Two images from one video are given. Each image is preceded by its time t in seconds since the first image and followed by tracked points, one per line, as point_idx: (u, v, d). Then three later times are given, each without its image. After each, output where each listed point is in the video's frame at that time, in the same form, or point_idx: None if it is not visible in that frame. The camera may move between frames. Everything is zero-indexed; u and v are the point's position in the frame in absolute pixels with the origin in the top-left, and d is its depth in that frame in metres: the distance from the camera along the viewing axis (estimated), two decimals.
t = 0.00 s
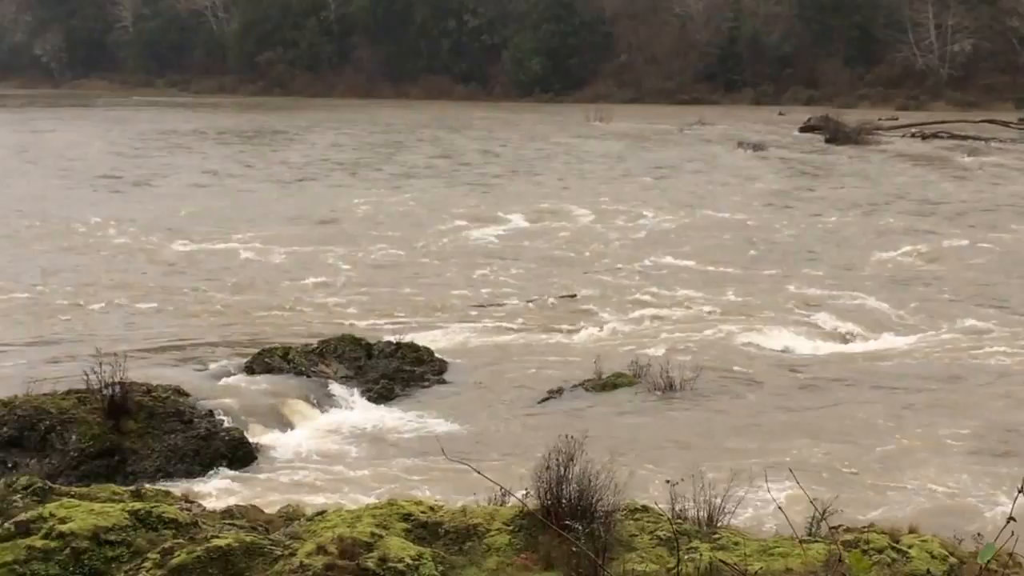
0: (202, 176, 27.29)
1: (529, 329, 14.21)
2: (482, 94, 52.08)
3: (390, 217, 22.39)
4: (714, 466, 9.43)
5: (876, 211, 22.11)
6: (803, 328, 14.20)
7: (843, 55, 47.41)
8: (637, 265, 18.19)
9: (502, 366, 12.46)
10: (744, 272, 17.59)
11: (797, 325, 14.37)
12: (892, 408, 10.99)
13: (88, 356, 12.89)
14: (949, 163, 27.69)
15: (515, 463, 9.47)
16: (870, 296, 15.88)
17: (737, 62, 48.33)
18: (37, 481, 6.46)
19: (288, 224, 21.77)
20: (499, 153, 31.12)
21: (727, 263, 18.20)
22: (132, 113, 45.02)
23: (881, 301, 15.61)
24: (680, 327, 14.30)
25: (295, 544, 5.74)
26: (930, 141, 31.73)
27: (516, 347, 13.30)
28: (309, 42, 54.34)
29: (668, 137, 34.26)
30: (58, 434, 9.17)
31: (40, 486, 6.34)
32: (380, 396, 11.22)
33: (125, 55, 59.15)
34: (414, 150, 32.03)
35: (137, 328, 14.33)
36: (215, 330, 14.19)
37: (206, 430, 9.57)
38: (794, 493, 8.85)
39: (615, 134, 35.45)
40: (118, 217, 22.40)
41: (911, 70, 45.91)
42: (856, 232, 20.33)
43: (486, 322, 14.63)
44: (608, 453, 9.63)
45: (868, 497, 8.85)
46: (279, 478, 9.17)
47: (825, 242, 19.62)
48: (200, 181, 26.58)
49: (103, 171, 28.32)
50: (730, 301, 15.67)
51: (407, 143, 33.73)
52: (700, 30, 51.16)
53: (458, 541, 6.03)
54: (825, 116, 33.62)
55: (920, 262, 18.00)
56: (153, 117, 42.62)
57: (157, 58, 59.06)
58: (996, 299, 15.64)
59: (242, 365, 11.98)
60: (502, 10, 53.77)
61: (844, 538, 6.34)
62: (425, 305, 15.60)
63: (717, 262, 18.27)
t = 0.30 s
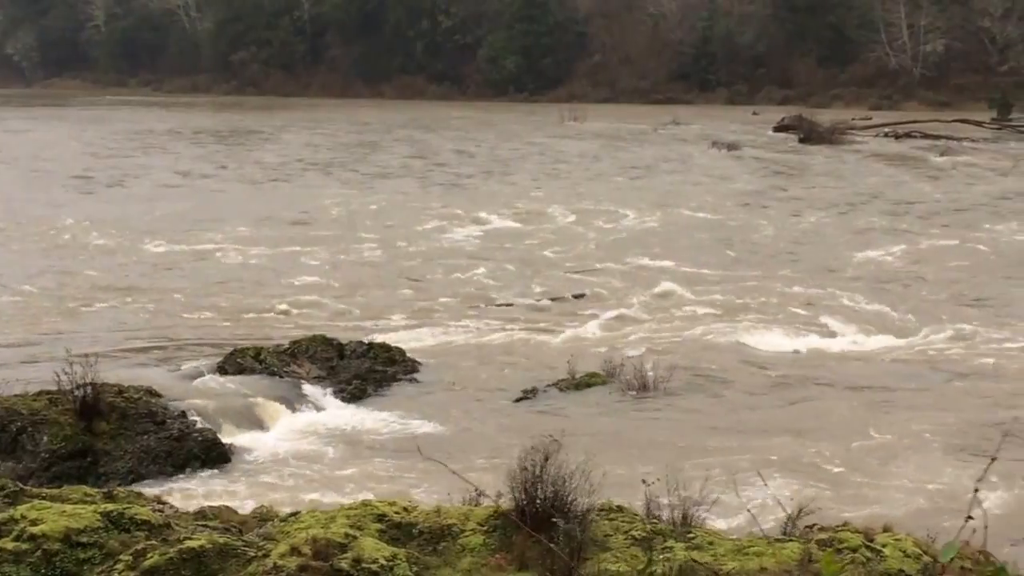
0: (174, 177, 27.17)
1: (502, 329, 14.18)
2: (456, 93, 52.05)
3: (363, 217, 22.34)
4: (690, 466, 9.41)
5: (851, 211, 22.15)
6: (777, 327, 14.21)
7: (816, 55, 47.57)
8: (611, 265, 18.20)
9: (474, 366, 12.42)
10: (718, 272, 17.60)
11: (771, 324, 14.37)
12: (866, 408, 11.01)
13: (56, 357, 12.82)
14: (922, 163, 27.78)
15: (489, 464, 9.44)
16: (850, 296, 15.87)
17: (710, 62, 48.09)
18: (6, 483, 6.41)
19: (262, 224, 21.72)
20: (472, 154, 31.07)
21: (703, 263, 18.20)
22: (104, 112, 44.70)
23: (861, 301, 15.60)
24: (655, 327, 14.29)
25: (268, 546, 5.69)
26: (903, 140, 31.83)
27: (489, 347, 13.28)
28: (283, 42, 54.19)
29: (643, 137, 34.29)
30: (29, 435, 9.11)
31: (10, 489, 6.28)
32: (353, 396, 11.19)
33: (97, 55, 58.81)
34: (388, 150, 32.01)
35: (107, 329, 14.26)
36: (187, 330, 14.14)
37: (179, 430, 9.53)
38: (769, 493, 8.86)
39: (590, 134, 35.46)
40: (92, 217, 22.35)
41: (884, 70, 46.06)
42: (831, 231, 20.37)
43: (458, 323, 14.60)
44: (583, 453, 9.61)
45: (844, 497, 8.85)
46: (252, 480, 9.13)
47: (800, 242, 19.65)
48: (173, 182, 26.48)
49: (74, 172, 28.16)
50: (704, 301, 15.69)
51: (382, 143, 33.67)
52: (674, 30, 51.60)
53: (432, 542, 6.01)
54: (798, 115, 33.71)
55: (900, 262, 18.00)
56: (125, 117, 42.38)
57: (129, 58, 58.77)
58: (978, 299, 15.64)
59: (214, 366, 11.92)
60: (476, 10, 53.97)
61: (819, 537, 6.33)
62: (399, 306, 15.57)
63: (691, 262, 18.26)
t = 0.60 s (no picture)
0: (146, 178, 27.11)
1: (475, 330, 14.17)
2: (428, 92, 51.95)
3: (335, 218, 22.33)
4: (663, 466, 9.41)
5: (824, 211, 22.22)
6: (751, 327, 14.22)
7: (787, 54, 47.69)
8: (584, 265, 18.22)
9: (447, 367, 12.41)
10: (690, 272, 17.62)
11: (745, 324, 14.39)
12: (840, 406, 11.04)
13: (25, 359, 12.77)
14: (892, 163, 27.91)
15: (463, 464, 9.42)
16: (829, 296, 15.89)
17: (682, 62, 48.34)
18: None
19: (234, 225, 21.70)
20: (444, 154, 31.07)
21: (679, 263, 18.22)
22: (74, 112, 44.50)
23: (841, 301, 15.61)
24: (629, 327, 14.31)
25: (239, 547, 5.68)
26: (873, 140, 31.96)
27: (462, 347, 13.27)
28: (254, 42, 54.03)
29: (615, 137, 34.38)
30: None
31: None
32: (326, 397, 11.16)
33: (67, 55, 58.55)
34: (360, 150, 32.05)
35: (77, 330, 14.23)
36: (158, 331, 14.12)
37: (149, 432, 9.49)
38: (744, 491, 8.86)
39: (563, 134, 35.50)
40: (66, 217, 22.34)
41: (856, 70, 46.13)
42: (802, 231, 20.43)
43: (431, 323, 14.57)
44: (556, 453, 9.61)
45: (817, 495, 8.86)
46: (223, 481, 9.09)
47: (774, 241, 19.69)
48: (144, 183, 26.42)
49: (45, 172, 28.05)
50: (677, 300, 15.71)
51: (354, 143, 33.63)
52: (645, 30, 52.13)
53: (405, 542, 5.99)
54: (770, 116, 33.82)
55: (878, 262, 18.04)
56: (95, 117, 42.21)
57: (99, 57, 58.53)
58: (956, 299, 15.67)
59: (185, 368, 11.87)
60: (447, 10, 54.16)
61: (791, 536, 6.34)
62: (371, 307, 15.56)
63: (664, 262, 18.28)
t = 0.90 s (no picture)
0: (116, 179, 27.03)
1: (444, 330, 14.16)
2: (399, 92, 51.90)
3: (307, 219, 22.32)
4: (634, 465, 9.43)
5: (794, 211, 22.33)
6: (720, 326, 14.25)
7: (757, 55, 47.84)
8: (554, 265, 18.24)
9: (416, 368, 12.39)
10: (660, 272, 17.65)
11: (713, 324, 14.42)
12: (811, 404, 11.09)
13: None
14: (862, 164, 28.06)
15: (434, 466, 9.42)
16: (802, 294, 15.94)
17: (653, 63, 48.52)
18: None
19: (204, 226, 21.66)
20: (415, 155, 31.08)
21: (651, 264, 18.28)
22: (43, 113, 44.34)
23: (812, 300, 15.66)
24: (600, 327, 14.35)
25: (210, 549, 5.66)
26: (843, 140, 32.12)
27: (432, 348, 13.26)
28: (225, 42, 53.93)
29: (587, 138, 34.45)
30: None
31: None
32: (296, 398, 11.15)
33: (35, 55, 58.28)
34: (332, 151, 32.05)
35: (45, 331, 14.19)
36: (127, 332, 14.09)
37: (120, 434, 9.47)
38: (716, 491, 8.88)
39: (535, 134, 35.57)
40: (36, 218, 22.26)
41: (824, 70, 46.30)
42: (771, 232, 20.51)
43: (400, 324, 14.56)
44: (527, 453, 9.61)
45: (789, 494, 8.89)
46: (194, 484, 9.07)
47: (746, 242, 19.77)
48: (114, 184, 26.34)
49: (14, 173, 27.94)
50: (647, 301, 15.73)
51: (325, 144, 33.60)
52: (617, 31, 52.22)
53: (377, 543, 5.99)
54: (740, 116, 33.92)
55: (853, 262, 18.13)
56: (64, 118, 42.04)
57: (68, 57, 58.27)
58: (928, 299, 15.73)
59: (154, 368, 11.82)
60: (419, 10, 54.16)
61: (763, 535, 6.35)
62: (341, 308, 15.53)
63: (634, 263, 18.32)
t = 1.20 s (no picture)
0: (87, 181, 26.93)
1: (420, 332, 14.14)
2: (371, 93, 51.85)
3: (279, 221, 22.29)
4: (608, 466, 9.44)
5: (766, 211, 22.42)
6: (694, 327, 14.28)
7: (729, 56, 47.98)
8: (528, 267, 18.26)
9: (391, 370, 12.37)
10: (635, 274, 17.67)
11: (687, 324, 14.46)
12: (784, 404, 11.13)
13: None
14: (833, 164, 28.21)
15: (409, 466, 9.41)
16: (778, 295, 15.99)
17: (626, 64, 48.62)
18: None
19: (176, 228, 21.61)
20: (387, 157, 31.07)
21: (625, 265, 18.32)
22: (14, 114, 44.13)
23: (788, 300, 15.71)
24: (576, 328, 14.36)
25: (183, 552, 5.64)
26: (815, 141, 32.26)
27: (407, 349, 13.25)
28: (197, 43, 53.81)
29: (560, 139, 34.49)
30: None
31: None
32: (270, 401, 11.12)
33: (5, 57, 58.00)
34: (304, 153, 32.02)
35: (15, 333, 14.14)
36: (98, 334, 14.05)
37: (93, 437, 9.41)
38: (689, 491, 8.89)
39: (507, 136, 35.60)
40: (7, 221, 22.17)
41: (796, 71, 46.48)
42: (743, 232, 20.58)
43: (376, 326, 14.55)
44: (500, 454, 9.61)
45: (763, 494, 8.91)
46: (166, 487, 9.03)
47: (719, 243, 19.84)
48: (85, 186, 26.25)
49: None
50: (621, 302, 15.75)
51: (297, 147, 33.55)
52: (588, 32, 52.30)
53: (350, 545, 5.98)
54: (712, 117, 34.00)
55: (828, 263, 18.19)
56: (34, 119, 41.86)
57: (38, 58, 58.00)
58: (900, 298, 15.81)
59: (128, 371, 11.78)
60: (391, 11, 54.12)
61: (734, 535, 6.38)
62: (315, 309, 15.50)
63: (608, 264, 18.36)
